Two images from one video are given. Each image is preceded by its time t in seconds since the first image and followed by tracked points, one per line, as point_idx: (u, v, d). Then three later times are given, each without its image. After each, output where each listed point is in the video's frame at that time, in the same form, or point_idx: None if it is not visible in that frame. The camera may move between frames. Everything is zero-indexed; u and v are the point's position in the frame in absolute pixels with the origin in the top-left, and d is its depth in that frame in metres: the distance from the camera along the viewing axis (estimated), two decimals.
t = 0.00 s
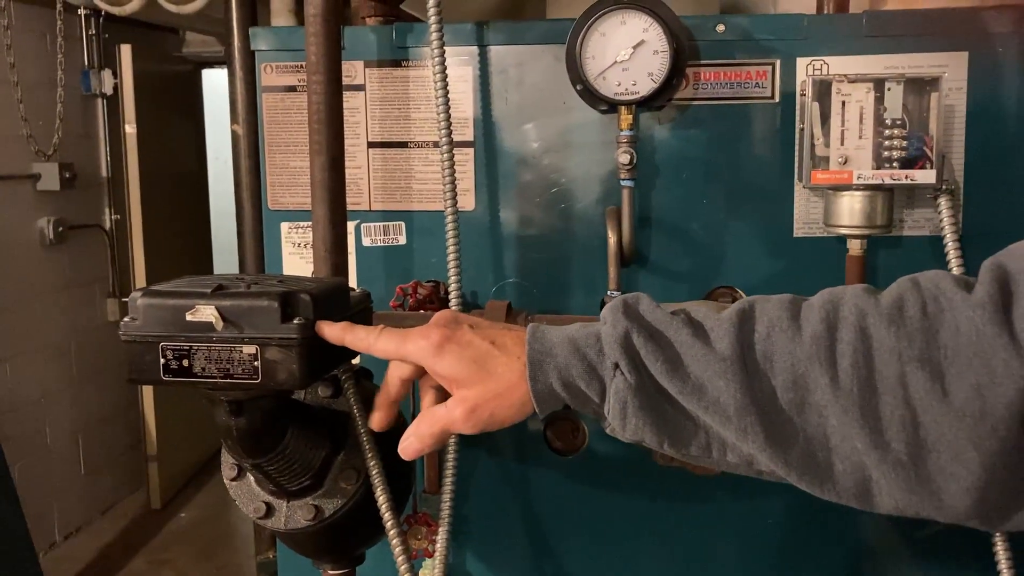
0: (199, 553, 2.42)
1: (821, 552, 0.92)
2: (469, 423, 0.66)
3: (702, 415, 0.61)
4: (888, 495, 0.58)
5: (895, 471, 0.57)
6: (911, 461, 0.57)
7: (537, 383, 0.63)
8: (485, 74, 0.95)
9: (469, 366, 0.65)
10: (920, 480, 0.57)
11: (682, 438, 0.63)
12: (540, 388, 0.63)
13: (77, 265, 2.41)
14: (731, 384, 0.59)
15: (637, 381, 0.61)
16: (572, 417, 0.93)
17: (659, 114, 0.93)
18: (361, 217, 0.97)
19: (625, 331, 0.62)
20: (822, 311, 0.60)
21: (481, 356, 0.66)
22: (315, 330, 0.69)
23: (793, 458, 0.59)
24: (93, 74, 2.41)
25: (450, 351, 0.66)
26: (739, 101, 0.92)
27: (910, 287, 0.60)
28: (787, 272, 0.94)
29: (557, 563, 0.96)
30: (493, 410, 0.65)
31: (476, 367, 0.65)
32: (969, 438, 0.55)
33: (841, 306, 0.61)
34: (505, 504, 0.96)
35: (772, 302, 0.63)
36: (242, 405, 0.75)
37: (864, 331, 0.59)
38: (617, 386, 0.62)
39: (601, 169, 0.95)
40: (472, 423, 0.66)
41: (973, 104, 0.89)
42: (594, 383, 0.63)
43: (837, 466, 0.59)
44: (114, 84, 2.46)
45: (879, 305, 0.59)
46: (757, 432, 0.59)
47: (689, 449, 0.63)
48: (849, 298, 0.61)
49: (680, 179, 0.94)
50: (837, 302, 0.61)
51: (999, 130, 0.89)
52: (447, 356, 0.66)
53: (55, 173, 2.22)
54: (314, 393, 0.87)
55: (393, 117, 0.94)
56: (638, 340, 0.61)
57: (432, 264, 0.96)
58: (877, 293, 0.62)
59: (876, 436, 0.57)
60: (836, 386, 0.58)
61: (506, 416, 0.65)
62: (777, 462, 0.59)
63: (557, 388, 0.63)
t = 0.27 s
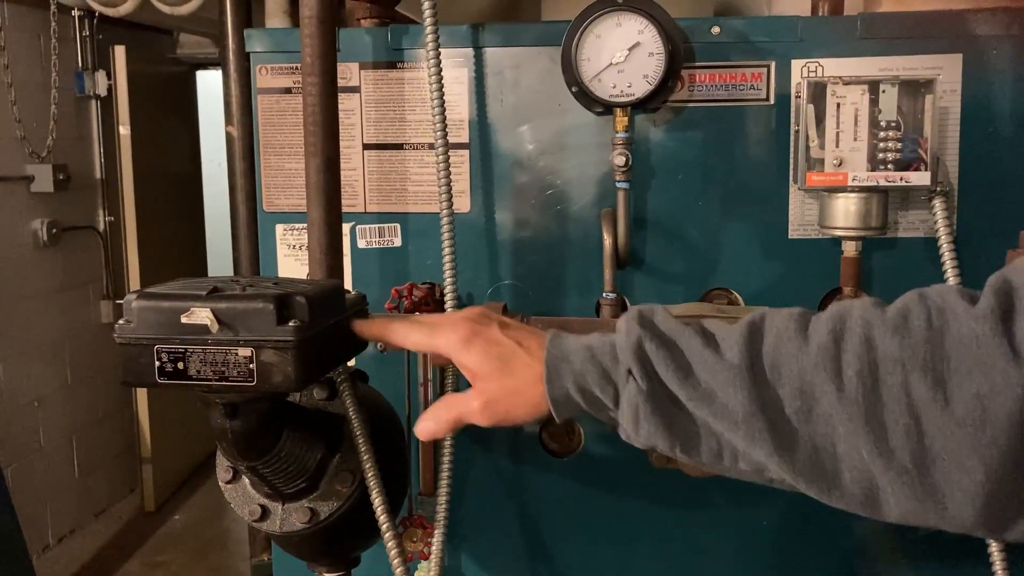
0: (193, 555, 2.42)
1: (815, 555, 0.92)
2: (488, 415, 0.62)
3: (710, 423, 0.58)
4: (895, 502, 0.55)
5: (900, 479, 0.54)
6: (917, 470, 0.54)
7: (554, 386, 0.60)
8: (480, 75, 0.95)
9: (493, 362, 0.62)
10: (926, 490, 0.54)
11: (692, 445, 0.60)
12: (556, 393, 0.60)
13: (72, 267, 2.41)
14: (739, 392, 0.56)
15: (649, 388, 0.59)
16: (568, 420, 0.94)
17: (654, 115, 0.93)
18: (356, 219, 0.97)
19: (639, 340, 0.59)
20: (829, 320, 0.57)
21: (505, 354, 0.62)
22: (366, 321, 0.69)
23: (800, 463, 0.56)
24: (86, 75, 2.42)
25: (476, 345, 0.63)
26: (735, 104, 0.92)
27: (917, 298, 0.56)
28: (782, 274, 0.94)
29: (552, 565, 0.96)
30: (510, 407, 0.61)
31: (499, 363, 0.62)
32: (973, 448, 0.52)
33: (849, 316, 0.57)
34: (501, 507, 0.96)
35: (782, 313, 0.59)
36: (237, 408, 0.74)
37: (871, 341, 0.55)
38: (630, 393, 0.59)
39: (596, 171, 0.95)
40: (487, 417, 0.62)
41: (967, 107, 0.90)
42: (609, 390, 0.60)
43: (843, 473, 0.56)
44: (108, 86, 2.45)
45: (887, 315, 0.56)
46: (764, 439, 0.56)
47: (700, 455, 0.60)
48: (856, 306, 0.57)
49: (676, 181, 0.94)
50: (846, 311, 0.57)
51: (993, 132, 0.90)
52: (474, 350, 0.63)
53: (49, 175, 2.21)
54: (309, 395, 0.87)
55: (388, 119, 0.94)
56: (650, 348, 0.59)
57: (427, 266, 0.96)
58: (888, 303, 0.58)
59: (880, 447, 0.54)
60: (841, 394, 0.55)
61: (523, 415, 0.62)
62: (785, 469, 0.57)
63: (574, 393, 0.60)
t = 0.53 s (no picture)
0: (190, 556, 2.41)
1: (811, 556, 0.92)
2: (530, 498, 0.63)
3: (741, 492, 0.54)
4: (930, 550, 0.50)
5: (931, 531, 0.49)
6: (944, 518, 0.48)
7: (590, 471, 0.60)
8: (478, 76, 0.95)
9: (532, 448, 0.63)
10: (959, 538, 0.48)
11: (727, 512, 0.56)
12: (593, 477, 0.60)
13: (68, 267, 2.40)
14: (758, 458, 0.52)
15: (675, 463, 0.56)
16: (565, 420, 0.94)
17: (651, 116, 0.93)
18: (353, 220, 0.96)
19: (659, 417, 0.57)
20: (838, 378, 0.52)
21: (543, 438, 0.63)
22: (420, 402, 0.73)
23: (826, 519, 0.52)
24: (83, 75, 2.39)
25: (518, 431, 0.64)
26: (732, 104, 0.92)
27: (923, 342, 0.51)
28: (779, 275, 0.95)
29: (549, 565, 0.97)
30: (549, 492, 0.62)
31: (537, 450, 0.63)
32: (998, 492, 0.47)
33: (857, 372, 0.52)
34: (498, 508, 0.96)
35: (794, 373, 0.55)
36: (234, 409, 0.74)
37: (880, 394, 0.50)
38: (658, 471, 0.56)
39: (594, 171, 0.95)
40: (528, 498, 0.62)
41: (964, 108, 0.90)
42: (640, 467, 0.58)
43: (873, 530, 0.51)
44: (104, 86, 2.45)
45: (892, 364, 0.51)
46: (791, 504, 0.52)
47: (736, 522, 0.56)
48: (863, 358, 0.53)
49: (673, 182, 0.94)
50: (854, 366, 0.53)
51: (989, 133, 0.90)
52: (515, 435, 0.64)
53: (45, 176, 2.20)
54: (306, 396, 0.87)
55: (386, 119, 0.94)
56: (670, 423, 0.56)
57: (424, 267, 0.96)
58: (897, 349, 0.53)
59: (905, 504, 0.49)
60: (856, 451, 0.50)
61: (561, 498, 0.62)
62: (814, 529, 0.52)
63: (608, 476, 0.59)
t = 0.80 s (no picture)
0: (188, 556, 2.41)
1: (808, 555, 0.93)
2: None
3: (773, 562, 0.55)
4: None
5: None
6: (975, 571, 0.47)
7: (620, 550, 0.65)
8: (476, 76, 0.95)
9: (565, 534, 0.71)
10: None
11: None
12: (624, 557, 0.66)
13: (66, 268, 2.40)
14: (782, 525, 0.54)
15: (703, 536, 0.58)
16: (564, 420, 0.94)
17: (650, 116, 0.93)
18: (351, 220, 0.96)
19: (685, 494, 0.59)
20: (856, 436, 0.52)
21: (574, 525, 0.71)
22: (445, 496, 0.79)
23: None
24: (81, 76, 2.39)
25: (547, 518, 0.72)
26: (731, 103, 0.92)
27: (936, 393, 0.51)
28: (779, 275, 0.95)
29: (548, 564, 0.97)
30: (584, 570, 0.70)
31: (569, 536, 0.71)
32: None
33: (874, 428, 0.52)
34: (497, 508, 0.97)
35: (814, 436, 0.56)
36: (233, 410, 0.74)
37: (898, 450, 0.50)
38: (687, 545, 0.58)
39: (593, 171, 0.95)
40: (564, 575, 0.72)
41: (963, 107, 0.90)
42: (672, 544, 0.61)
43: None
44: (102, 87, 2.44)
45: (907, 418, 0.51)
46: (820, 569, 0.52)
47: None
48: (878, 414, 0.53)
49: (672, 183, 0.94)
50: (870, 423, 0.53)
51: (989, 132, 0.90)
52: (545, 523, 0.72)
53: (43, 176, 2.20)
54: (306, 397, 0.87)
55: (384, 119, 0.94)
56: (696, 498, 0.59)
57: (423, 267, 0.96)
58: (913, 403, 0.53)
59: (932, 562, 0.49)
60: (879, 510, 0.50)
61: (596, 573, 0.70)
62: None
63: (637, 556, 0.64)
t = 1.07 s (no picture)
0: (188, 557, 2.41)
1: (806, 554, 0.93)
2: None
3: None
4: None
5: None
6: None
7: None
8: (476, 77, 0.94)
9: None
10: None
11: None
12: None
13: (66, 268, 2.40)
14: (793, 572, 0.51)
15: None
16: (563, 420, 0.94)
17: (650, 116, 0.93)
18: (351, 220, 0.96)
19: (692, 544, 0.57)
20: (860, 475, 0.52)
21: None
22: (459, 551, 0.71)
23: None
24: (80, 75, 2.39)
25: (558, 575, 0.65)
26: (730, 103, 0.92)
27: (936, 428, 0.51)
28: (779, 275, 0.94)
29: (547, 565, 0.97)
30: None
31: None
32: None
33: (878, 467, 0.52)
34: (497, 508, 0.97)
35: (818, 478, 0.55)
36: (232, 410, 0.74)
37: (903, 488, 0.50)
38: None
39: (593, 172, 0.95)
40: None
41: (963, 108, 0.90)
42: None
43: None
44: (101, 87, 2.44)
45: (910, 455, 0.51)
46: None
47: None
48: (881, 453, 0.53)
49: (671, 183, 0.94)
50: (873, 462, 0.52)
51: (988, 133, 0.90)
52: None
53: (42, 176, 2.19)
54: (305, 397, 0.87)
55: (384, 120, 0.94)
56: (703, 549, 0.56)
57: (423, 267, 0.96)
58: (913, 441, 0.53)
59: None
60: (888, 551, 0.49)
61: None
62: None
63: None
